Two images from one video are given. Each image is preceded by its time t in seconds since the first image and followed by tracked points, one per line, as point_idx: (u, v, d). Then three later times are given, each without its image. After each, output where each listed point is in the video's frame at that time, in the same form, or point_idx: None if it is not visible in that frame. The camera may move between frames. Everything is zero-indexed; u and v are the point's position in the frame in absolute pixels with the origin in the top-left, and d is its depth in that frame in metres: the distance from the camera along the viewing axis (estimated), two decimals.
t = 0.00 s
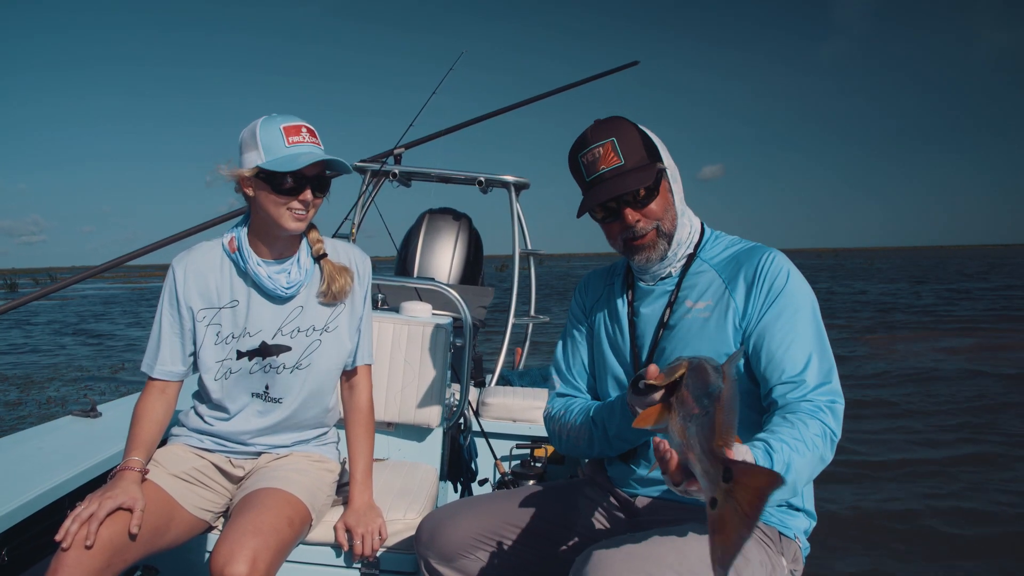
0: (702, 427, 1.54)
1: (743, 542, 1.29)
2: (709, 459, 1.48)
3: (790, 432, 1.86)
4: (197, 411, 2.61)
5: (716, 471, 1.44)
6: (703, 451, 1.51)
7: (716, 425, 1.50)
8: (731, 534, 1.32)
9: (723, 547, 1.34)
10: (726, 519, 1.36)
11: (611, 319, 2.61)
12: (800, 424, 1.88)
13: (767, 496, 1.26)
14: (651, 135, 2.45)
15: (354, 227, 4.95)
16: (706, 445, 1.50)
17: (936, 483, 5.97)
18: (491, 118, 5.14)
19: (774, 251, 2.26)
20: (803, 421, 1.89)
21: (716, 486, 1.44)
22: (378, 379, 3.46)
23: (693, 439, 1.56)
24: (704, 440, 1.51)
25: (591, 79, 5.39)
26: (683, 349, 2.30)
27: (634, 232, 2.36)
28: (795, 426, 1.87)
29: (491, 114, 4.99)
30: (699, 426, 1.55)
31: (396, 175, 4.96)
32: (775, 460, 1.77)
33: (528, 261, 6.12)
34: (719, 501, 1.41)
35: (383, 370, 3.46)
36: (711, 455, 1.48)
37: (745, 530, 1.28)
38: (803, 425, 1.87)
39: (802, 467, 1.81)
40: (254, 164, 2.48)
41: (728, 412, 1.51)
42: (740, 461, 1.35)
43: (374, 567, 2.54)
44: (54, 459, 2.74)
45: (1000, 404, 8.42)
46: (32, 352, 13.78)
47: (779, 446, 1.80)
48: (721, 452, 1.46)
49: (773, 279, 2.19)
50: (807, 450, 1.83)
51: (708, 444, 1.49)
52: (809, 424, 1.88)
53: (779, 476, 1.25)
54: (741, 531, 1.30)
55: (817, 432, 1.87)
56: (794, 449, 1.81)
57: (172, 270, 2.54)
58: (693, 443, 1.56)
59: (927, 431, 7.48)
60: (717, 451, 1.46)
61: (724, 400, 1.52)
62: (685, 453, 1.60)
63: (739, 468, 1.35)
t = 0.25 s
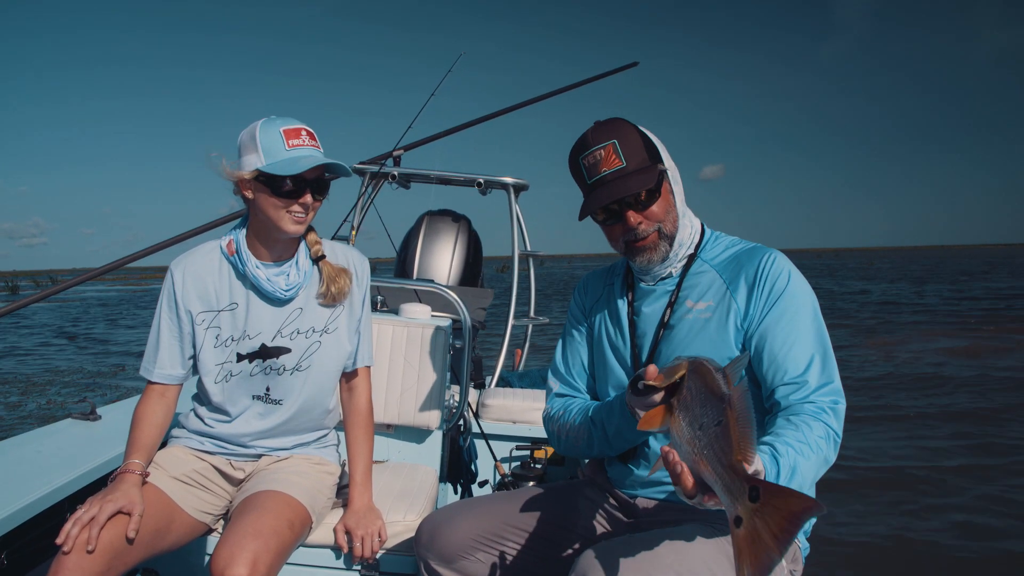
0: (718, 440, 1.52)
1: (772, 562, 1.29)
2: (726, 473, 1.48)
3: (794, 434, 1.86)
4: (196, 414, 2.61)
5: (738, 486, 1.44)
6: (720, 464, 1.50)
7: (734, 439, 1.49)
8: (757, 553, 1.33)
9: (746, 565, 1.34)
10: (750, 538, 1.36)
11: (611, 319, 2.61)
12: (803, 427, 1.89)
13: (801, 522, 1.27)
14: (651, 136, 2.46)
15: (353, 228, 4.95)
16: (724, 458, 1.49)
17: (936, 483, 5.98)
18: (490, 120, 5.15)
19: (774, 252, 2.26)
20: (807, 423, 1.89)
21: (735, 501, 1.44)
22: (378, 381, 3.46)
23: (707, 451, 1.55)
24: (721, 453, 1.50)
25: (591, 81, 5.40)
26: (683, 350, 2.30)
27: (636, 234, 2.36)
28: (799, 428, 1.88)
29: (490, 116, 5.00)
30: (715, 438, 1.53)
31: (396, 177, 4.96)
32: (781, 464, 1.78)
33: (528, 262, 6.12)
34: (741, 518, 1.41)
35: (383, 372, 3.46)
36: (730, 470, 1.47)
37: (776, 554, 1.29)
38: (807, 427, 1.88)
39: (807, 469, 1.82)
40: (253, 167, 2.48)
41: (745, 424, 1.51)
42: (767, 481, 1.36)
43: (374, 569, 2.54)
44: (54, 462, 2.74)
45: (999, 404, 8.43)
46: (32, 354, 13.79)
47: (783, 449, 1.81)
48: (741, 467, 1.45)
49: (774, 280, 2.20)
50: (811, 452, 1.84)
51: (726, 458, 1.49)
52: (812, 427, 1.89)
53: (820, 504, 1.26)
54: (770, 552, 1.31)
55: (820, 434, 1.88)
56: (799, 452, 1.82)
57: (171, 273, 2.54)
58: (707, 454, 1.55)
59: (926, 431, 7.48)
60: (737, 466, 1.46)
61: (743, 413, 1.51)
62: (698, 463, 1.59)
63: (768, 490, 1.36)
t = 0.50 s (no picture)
0: (720, 445, 1.53)
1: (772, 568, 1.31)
2: (729, 479, 1.49)
3: (795, 436, 1.87)
4: (194, 418, 2.62)
5: (740, 492, 1.45)
6: (722, 469, 1.51)
7: (736, 444, 1.50)
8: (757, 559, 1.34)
9: (746, 569, 1.35)
10: (751, 543, 1.37)
11: (611, 320, 2.61)
12: (803, 428, 1.90)
13: (801, 530, 1.27)
14: (651, 137, 2.46)
15: (351, 231, 4.96)
16: (726, 464, 1.50)
17: (935, 482, 5.99)
18: (488, 121, 5.16)
19: (773, 253, 2.27)
20: (807, 424, 1.90)
21: (737, 507, 1.45)
22: (377, 383, 3.46)
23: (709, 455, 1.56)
24: (723, 458, 1.51)
25: (588, 82, 5.41)
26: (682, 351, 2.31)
27: (635, 236, 2.37)
28: (799, 429, 1.89)
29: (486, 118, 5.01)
30: (717, 443, 1.54)
31: (393, 179, 4.97)
32: (782, 467, 1.79)
33: (526, 263, 6.13)
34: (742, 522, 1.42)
35: (382, 374, 3.46)
36: (732, 476, 1.48)
37: (776, 559, 1.30)
38: (807, 429, 1.89)
39: (807, 471, 1.83)
40: (247, 171, 2.48)
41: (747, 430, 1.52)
42: (769, 488, 1.37)
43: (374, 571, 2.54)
44: (53, 467, 2.74)
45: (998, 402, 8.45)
46: (31, 357, 13.80)
47: (783, 451, 1.82)
48: (743, 473, 1.46)
49: (774, 281, 2.21)
50: (811, 454, 1.85)
51: (728, 463, 1.49)
52: (813, 428, 1.90)
53: (819, 514, 1.26)
54: (769, 558, 1.32)
55: (820, 435, 1.89)
56: (799, 454, 1.83)
57: (166, 279, 2.54)
58: (709, 458, 1.56)
59: (925, 430, 7.50)
60: (739, 471, 1.46)
61: (746, 420, 1.52)
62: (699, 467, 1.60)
63: (769, 496, 1.37)
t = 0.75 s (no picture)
0: (722, 449, 1.52)
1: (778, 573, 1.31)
2: (731, 483, 1.49)
3: (794, 435, 1.87)
4: (192, 421, 2.61)
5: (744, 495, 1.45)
6: (724, 473, 1.50)
7: (738, 448, 1.50)
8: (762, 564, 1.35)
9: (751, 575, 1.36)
10: (755, 549, 1.38)
11: (609, 320, 2.62)
12: (803, 427, 1.89)
13: (807, 538, 1.28)
14: (650, 136, 2.46)
15: (350, 232, 4.96)
16: (728, 468, 1.50)
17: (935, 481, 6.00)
18: (485, 122, 5.16)
19: (772, 253, 2.27)
20: (807, 424, 1.90)
21: (740, 511, 1.45)
22: (376, 385, 3.46)
23: (710, 458, 1.56)
24: (725, 461, 1.51)
25: (585, 82, 5.42)
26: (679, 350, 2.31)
27: (633, 235, 2.37)
28: (799, 429, 1.89)
29: (484, 119, 5.01)
30: (719, 447, 1.53)
31: (391, 181, 4.97)
32: (783, 467, 1.79)
33: (525, 264, 6.13)
34: (746, 528, 1.42)
35: (380, 375, 3.46)
36: (735, 480, 1.47)
37: (781, 566, 1.30)
38: (807, 429, 1.89)
39: (807, 471, 1.83)
40: (243, 175, 2.49)
41: (748, 434, 1.52)
42: (772, 493, 1.37)
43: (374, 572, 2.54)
44: (51, 470, 2.74)
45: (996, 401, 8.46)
46: (31, 361, 13.79)
47: (783, 450, 1.82)
48: (746, 478, 1.46)
49: (773, 281, 2.21)
50: (811, 453, 1.85)
51: (731, 467, 1.49)
52: (812, 428, 1.90)
53: (823, 522, 1.26)
54: (774, 564, 1.32)
55: (820, 435, 1.89)
56: (799, 454, 1.83)
57: (161, 282, 2.54)
58: (710, 461, 1.56)
59: (924, 429, 7.51)
60: (742, 476, 1.46)
61: (746, 422, 1.52)
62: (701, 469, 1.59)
63: (773, 502, 1.37)
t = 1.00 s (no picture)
0: (724, 452, 1.52)
1: None
2: (735, 485, 1.48)
3: (794, 435, 1.87)
4: (192, 420, 2.61)
5: (750, 497, 1.45)
6: (727, 476, 1.50)
7: (741, 450, 1.49)
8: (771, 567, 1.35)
9: None
10: (764, 552, 1.38)
11: (608, 319, 2.62)
12: (803, 427, 1.90)
13: (817, 541, 1.30)
14: (650, 135, 2.46)
15: (350, 232, 4.96)
16: (731, 470, 1.49)
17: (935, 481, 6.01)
18: (486, 122, 5.15)
19: (772, 253, 2.27)
20: (807, 424, 1.90)
21: (745, 514, 1.45)
22: (376, 384, 3.46)
23: (712, 460, 1.55)
24: (727, 463, 1.50)
25: (586, 82, 5.42)
26: (678, 350, 2.31)
27: (631, 234, 2.37)
28: (799, 429, 1.89)
29: (484, 119, 5.01)
30: (721, 449, 1.53)
31: (392, 180, 4.97)
32: (782, 467, 1.79)
33: (526, 264, 6.13)
34: (752, 531, 1.43)
35: (381, 375, 3.46)
36: (739, 483, 1.47)
37: (792, 569, 1.31)
38: (807, 429, 1.89)
39: (807, 471, 1.83)
40: (242, 175, 2.49)
41: (749, 435, 1.51)
42: (781, 497, 1.38)
43: (374, 571, 2.54)
44: (51, 469, 2.74)
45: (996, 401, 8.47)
46: (30, 360, 13.79)
47: (783, 450, 1.82)
48: (750, 481, 1.45)
49: (772, 282, 2.21)
50: (811, 453, 1.85)
51: (734, 470, 1.48)
52: (812, 428, 1.90)
53: (830, 525, 1.29)
54: (783, 567, 1.33)
55: (820, 435, 1.89)
56: (800, 454, 1.83)
57: (161, 281, 2.54)
58: (712, 463, 1.55)
59: (924, 428, 7.52)
60: (746, 479, 1.46)
61: (749, 424, 1.52)
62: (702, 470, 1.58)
63: (782, 506, 1.37)
